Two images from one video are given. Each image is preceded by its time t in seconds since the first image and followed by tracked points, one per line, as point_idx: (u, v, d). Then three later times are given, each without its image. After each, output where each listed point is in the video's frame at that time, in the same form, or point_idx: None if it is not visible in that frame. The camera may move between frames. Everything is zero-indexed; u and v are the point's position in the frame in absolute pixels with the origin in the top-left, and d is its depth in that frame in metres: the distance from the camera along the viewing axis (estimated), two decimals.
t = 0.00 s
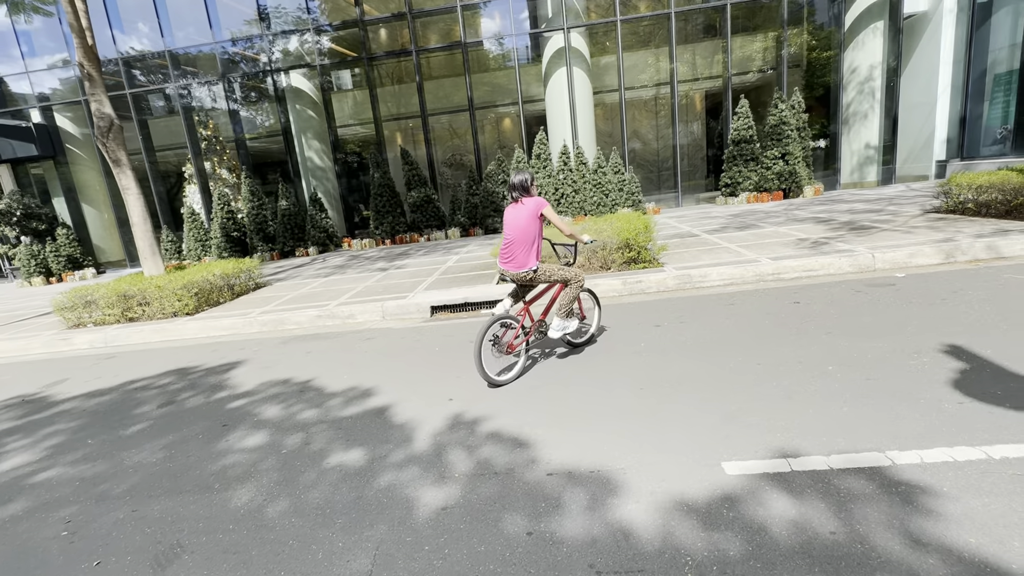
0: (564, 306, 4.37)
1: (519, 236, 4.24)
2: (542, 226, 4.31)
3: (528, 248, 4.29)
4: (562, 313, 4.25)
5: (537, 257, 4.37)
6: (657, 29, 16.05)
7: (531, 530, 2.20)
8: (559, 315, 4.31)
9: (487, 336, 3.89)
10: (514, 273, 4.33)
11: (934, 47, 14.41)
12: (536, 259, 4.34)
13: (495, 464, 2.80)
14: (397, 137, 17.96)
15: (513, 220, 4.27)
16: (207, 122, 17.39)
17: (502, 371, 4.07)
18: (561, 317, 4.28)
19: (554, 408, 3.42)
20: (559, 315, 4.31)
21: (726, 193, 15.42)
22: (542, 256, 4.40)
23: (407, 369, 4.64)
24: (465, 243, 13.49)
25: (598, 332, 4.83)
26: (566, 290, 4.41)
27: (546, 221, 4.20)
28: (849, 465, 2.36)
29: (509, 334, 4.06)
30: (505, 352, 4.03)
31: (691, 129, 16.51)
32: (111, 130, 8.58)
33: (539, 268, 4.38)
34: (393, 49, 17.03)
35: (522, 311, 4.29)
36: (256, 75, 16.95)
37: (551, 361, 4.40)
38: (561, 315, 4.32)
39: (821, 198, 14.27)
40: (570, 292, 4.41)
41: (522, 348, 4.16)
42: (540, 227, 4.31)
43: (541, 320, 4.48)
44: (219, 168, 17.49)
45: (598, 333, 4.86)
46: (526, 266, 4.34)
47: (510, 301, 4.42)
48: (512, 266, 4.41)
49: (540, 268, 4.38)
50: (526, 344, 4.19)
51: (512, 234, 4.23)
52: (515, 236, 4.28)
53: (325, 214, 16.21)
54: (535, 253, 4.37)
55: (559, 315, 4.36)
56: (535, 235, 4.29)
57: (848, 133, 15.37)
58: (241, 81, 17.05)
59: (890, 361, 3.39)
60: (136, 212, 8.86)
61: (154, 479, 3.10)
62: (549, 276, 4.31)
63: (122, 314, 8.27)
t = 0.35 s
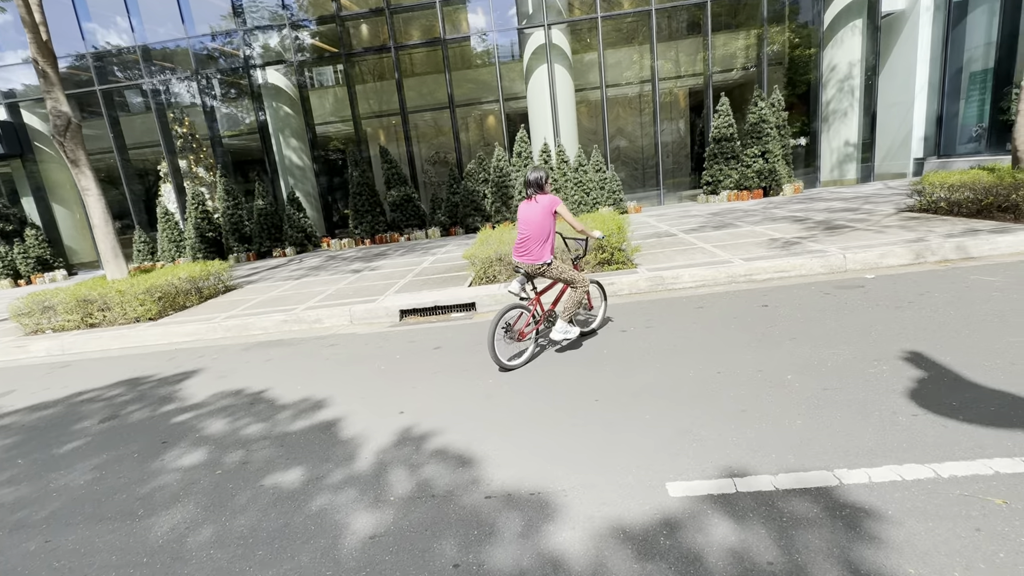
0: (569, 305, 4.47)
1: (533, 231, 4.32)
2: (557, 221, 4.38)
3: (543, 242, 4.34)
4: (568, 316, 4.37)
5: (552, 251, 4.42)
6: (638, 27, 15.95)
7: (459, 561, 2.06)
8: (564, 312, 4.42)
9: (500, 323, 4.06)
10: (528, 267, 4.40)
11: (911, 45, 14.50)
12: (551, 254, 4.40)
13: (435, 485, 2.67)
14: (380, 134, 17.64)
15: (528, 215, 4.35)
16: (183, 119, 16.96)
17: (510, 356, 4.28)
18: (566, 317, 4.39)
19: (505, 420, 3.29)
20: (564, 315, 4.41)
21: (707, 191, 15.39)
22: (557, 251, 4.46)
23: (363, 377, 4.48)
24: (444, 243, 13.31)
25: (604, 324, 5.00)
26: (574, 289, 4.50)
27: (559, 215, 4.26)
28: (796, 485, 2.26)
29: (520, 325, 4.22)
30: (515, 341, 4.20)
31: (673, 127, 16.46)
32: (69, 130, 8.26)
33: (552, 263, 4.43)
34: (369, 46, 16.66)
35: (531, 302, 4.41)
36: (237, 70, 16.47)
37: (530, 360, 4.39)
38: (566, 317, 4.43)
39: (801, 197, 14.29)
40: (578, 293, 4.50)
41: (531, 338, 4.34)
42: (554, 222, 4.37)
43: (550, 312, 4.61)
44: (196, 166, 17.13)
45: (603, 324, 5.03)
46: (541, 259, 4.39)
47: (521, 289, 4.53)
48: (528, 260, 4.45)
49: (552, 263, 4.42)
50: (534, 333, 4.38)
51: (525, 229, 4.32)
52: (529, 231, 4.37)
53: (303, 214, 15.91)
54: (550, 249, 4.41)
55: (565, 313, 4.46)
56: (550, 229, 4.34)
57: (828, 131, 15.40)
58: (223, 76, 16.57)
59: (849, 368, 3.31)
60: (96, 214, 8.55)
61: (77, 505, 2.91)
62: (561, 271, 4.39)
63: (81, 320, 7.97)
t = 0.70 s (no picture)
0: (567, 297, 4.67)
1: (538, 222, 4.54)
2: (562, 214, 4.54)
3: (544, 233, 4.56)
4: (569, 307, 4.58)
5: (555, 243, 4.59)
6: (612, 23, 15.89)
7: None
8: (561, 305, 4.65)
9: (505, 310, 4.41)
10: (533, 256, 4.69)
11: (879, 43, 14.69)
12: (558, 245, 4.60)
13: (358, 499, 2.58)
14: (358, 130, 17.06)
15: (535, 207, 4.60)
16: (149, 114, 16.34)
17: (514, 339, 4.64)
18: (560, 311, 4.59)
19: (443, 427, 3.20)
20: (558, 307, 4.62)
21: (681, 188, 15.45)
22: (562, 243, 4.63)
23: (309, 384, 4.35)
24: (416, 241, 13.15)
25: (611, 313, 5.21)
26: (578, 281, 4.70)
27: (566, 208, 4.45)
28: (718, 495, 2.22)
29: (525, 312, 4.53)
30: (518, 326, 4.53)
31: (647, 123, 16.45)
32: (12, 127, 7.88)
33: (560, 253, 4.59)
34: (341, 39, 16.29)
35: (539, 289, 4.68)
36: (203, 63, 15.98)
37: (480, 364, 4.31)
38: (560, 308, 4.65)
39: (772, 193, 14.44)
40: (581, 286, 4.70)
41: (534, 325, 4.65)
42: (558, 216, 4.53)
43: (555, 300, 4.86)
44: (164, 163, 16.57)
45: (609, 313, 5.26)
46: (544, 250, 4.62)
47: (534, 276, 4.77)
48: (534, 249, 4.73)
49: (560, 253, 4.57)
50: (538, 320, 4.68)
51: (530, 220, 4.60)
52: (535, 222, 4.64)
53: (274, 212, 15.54)
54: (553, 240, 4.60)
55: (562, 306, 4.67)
56: (552, 222, 4.54)
57: (798, 128, 15.58)
58: (191, 70, 16.06)
59: (790, 370, 3.29)
60: (44, 214, 8.20)
61: None
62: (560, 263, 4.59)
63: (29, 325, 7.66)
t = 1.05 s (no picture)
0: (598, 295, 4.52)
1: (548, 213, 4.61)
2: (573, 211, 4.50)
3: (553, 227, 4.62)
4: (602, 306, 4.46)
5: (563, 238, 4.59)
6: (580, 18, 15.78)
7: None
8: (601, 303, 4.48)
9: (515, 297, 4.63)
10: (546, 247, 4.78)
11: (839, 42, 14.96)
12: (564, 240, 4.59)
13: (278, 517, 2.46)
14: (327, 126, 16.52)
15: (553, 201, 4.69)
16: (104, 109, 15.44)
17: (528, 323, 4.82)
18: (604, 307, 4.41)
19: (379, 436, 3.10)
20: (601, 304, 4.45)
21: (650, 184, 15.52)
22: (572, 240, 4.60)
23: (250, 391, 4.18)
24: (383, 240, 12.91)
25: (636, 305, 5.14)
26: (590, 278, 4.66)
27: (577, 205, 4.44)
28: (641, 504, 2.17)
29: (536, 301, 4.71)
30: (528, 314, 4.73)
31: (615, 120, 16.41)
32: None
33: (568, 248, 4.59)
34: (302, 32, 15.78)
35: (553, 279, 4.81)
36: (159, 55, 15.30)
37: (429, 367, 4.21)
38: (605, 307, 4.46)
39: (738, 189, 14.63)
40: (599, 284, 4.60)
41: (546, 312, 4.83)
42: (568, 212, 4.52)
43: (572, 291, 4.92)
44: (120, 159, 15.74)
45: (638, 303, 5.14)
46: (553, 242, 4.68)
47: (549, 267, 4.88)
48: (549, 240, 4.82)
49: (569, 247, 4.58)
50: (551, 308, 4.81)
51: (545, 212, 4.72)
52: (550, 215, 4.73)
53: (236, 210, 15.03)
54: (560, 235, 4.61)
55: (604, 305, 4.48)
56: (561, 217, 4.56)
57: (763, 126, 15.80)
58: (149, 63, 15.41)
59: (729, 370, 3.29)
60: None
61: None
62: (566, 256, 4.58)
63: None
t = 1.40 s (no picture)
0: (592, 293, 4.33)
1: (575, 201, 4.45)
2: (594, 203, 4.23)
3: (576, 219, 4.43)
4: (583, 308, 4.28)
5: (583, 231, 4.39)
6: (547, 14, 15.66)
7: None
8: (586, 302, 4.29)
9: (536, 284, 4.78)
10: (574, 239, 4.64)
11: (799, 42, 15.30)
12: (585, 232, 4.40)
13: (198, 541, 2.28)
14: (291, 122, 15.94)
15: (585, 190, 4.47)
16: (48, 101, 14.08)
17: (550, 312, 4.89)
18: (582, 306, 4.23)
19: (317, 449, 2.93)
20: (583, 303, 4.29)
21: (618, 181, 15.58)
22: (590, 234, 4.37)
23: (188, 403, 3.94)
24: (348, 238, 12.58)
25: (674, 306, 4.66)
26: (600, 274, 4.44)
27: (597, 196, 4.18)
28: (579, 515, 2.09)
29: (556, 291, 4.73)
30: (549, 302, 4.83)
31: (584, 117, 16.38)
32: None
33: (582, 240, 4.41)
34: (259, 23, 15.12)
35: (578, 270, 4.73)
36: (108, 45, 14.51)
37: (380, 373, 4.07)
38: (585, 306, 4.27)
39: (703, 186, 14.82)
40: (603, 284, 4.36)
41: (570, 302, 4.81)
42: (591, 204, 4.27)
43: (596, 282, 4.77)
44: (67, 155, 14.39)
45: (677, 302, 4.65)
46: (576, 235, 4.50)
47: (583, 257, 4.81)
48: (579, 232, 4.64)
49: (582, 241, 4.41)
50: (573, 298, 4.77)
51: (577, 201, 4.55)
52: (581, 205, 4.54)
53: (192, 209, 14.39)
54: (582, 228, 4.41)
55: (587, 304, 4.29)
56: (583, 208, 4.36)
57: (727, 124, 16.03)
58: (98, 54, 14.60)
59: (679, 371, 3.25)
60: None
61: None
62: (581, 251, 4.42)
63: None
